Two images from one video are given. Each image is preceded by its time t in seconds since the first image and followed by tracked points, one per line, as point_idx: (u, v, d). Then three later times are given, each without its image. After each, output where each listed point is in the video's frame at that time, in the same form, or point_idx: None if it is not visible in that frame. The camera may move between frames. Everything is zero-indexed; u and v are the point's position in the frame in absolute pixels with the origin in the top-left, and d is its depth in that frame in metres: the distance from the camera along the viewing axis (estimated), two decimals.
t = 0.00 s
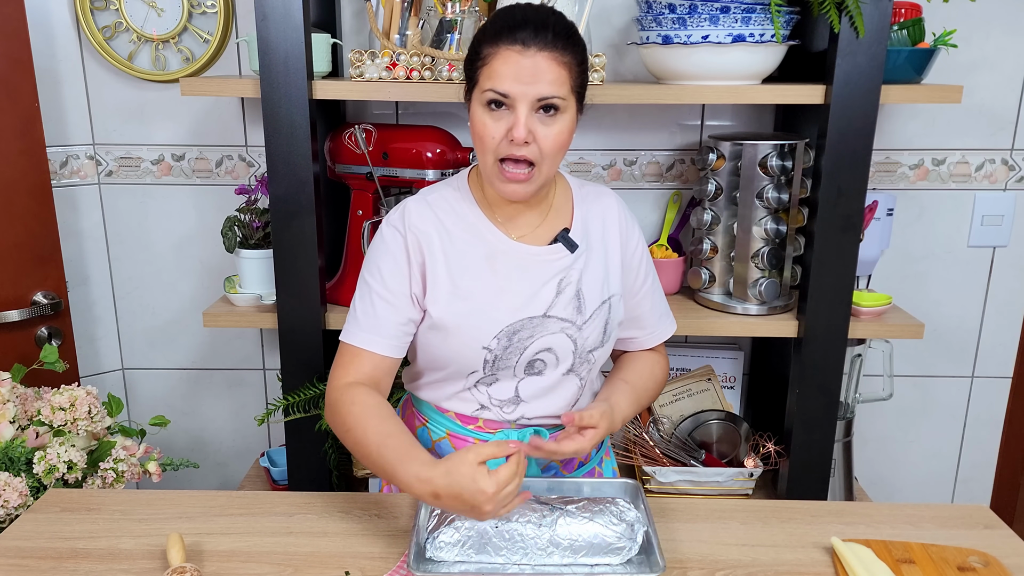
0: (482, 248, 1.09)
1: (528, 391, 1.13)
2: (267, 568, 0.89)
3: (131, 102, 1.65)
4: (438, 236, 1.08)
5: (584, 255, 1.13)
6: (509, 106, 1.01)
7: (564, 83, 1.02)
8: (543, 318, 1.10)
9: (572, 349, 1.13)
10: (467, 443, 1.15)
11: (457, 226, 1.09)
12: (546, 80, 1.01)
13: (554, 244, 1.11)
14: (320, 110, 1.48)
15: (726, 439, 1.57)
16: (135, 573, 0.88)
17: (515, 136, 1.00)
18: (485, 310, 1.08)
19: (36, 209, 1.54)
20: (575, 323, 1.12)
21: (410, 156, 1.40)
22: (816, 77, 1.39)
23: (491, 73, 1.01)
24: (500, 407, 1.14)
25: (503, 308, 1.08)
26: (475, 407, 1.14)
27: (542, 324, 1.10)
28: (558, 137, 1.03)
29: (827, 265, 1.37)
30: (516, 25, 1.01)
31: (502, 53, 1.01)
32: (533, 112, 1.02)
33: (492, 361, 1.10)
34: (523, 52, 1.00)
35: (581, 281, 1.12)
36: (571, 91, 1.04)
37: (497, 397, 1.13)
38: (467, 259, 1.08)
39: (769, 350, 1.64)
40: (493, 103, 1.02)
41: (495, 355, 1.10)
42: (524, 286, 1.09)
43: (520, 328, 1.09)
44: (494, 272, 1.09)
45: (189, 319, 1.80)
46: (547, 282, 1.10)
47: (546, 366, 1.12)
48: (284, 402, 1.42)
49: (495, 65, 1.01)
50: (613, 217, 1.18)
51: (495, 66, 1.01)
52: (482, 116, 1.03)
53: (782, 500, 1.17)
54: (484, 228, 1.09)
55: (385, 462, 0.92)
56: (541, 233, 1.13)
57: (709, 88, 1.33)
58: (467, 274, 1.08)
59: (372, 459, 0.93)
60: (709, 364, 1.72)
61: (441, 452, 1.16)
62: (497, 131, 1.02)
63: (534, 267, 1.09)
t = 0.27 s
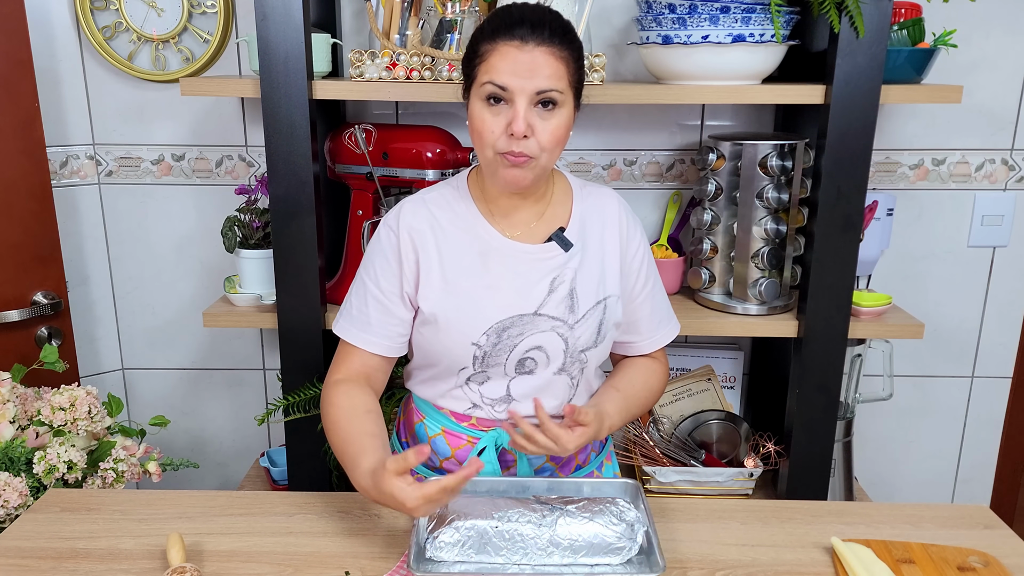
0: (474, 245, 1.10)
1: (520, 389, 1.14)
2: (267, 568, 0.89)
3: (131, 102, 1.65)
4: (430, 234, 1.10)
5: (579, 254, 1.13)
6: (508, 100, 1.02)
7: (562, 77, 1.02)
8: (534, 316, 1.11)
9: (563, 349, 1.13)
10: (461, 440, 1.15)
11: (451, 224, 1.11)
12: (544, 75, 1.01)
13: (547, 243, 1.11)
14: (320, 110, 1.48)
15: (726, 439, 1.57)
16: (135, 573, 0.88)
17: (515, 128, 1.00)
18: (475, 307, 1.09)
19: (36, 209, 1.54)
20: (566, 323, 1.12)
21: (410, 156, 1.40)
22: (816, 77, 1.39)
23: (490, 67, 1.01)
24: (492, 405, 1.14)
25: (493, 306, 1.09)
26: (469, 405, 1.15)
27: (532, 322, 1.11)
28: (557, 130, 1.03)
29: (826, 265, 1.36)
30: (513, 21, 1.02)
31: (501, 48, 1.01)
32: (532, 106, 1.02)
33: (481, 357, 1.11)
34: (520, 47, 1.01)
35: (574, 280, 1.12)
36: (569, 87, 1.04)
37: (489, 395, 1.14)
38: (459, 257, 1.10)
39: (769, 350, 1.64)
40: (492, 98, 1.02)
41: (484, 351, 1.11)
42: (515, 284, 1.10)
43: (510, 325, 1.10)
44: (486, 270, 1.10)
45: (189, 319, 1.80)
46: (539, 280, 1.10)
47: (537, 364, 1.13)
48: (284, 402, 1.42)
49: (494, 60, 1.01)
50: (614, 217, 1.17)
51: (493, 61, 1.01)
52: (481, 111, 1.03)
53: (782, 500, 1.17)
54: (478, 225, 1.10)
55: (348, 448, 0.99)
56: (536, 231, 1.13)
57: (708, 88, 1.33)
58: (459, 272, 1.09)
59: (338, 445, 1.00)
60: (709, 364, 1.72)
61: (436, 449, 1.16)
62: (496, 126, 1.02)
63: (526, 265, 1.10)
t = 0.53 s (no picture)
0: (470, 241, 1.11)
1: (518, 387, 1.13)
2: (267, 568, 0.89)
3: (131, 102, 1.65)
4: (427, 230, 1.12)
5: (576, 250, 1.13)
6: (512, 88, 1.03)
7: (561, 66, 1.04)
8: (530, 311, 1.11)
9: (560, 344, 1.12)
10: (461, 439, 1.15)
11: (448, 220, 1.12)
12: (546, 62, 1.03)
13: (544, 239, 1.11)
14: (320, 110, 1.48)
15: (726, 439, 1.57)
16: (135, 573, 0.88)
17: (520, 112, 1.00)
18: (471, 302, 1.10)
19: (36, 209, 1.54)
20: (563, 318, 1.12)
21: (410, 156, 1.40)
22: (816, 77, 1.39)
23: (492, 56, 1.03)
24: (491, 404, 1.14)
25: (490, 300, 1.10)
26: (467, 403, 1.15)
27: (529, 318, 1.11)
28: (560, 116, 1.04)
29: (827, 264, 1.36)
30: (512, 12, 1.04)
31: (501, 38, 1.03)
32: (534, 93, 1.03)
33: (478, 352, 1.11)
34: (521, 36, 1.03)
35: (571, 276, 1.12)
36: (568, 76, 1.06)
37: (487, 393, 1.14)
38: (455, 253, 1.11)
39: (769, 349, 1.64)
40: (495, 86, 1.03)
41: (480, 347, 1.11)
42: (511, 279, 1.10)
43: (507, 320, 1.10)
44: (482, 265, 1.10)
45: (189, 319, 1.80)
46: (535, 275, 1.11)
47: (534, 361, 1.12)
48: (284, 402, 1.42)
49: (496, 49, 1.03)
50: (612, 213, 1.16)
51: (495, 50, 1.03)
52: (484, 100, 1.03)
53: (782, 500, 1.17)
54: (474, 221, 1.12)
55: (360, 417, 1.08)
56: (534, 228, 1.14)
57: (708, 88, 1.33)
58: (455, 267, 1.10)
59: (351, 417, 1.09)
60: (709, 364, 1.72)
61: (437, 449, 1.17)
62: (501, 112, 1.02)
63: (522, 261, 1.10)
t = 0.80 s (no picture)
0: (472, 240, 1.11)
1: (520, 386, 1.14)
2: (267, 568, 0.89)
3: (131, 102, 1.65)
4: (429, 229, 1.12)
5: (577, 250, 1.13)
6: (501, 89, 1.03)
7: (551, 64, 1.04)
8: (532, 310, 1.11)
9: (561, 344, 1.13)
10: (462, 435, 1.16)
11: (450, 220, 1.12)
12: (534, 62, 1.02)
13: (545, 239, 1.12)
14: (320, 110, 1.48)
15: (726, 439, 1.57)
16: (135, 573, 0.88)
17: (508, 113, 1.01)
18: (472, 301, 1.10)
19: (36, 209, 1.54)
20: (564, 318, 1.12)
21: (409, 156, 1.40)
22: (816, 77, 1.39)
23: (481, 59, 1.03)
24: (493, 403, 1.15)
25: (491, 300, 1.10)
26: (469, 401, 1.15)
27: (530, 317, 1.11)
28: (552, 115, 1.04)
29: (827, 264, 1.36)
30: (500, 13, 1.04)
31: (490, 39, 1.03)
32: (524, 93, 1.03)
33: (479, 351, 1.11)
34: (509, 37, 1.03)
35: (573, 276, 1.12)
36: (559, 73, 1.05)
37: (489, 392, 1.14)
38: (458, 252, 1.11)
39: (769, 350, 1.64)
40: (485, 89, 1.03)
41: (482, 345, 1.11)
42: (512, 278, 1.11)
43: (508, 319, 1.10)
44: (484, 265, 1.11)
45: (189, 319, 1.80)
46: (536, 275, 1.11)
47: (536, 360, 1.13)
48: (284, 402, 1.42)
49: (484, 51, 1.03)
50: (613, 213, 1.16)
51: (484, 52, 1.03)
52: (475, 103, 1.04)
53: (782, 500, 1.17)
54: (477, 221, 1.12)
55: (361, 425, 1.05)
56: (535, 227, 1.14)
57: (709, 88, 1.33)
58: (457, 266, 1.11)
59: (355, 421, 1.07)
60: (709, 364, 1.72)
61: (438, 445, 1.17)
62: (490, 114, 1.03)
63: (524, 260, 1.11)
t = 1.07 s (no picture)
0: (481, 238, 1.11)
1: (528, 383, 1.14)
2: (267, 568, 0.89)
3: (131, 102, 1.65)
4: (437, 227, 1.12)
5: (586, 248, 1.13)
6: (502, 90, 1.03)
7: (551, 62, 1.03)
8: (541, 308, 1.11)
9: (570, 341, 1.12)
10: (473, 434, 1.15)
11: (459, 218, 1.12)
12: (533, 61, 1.02)
13: (554, 237, 1.11)
14: (320, 110, 1.48)
15: (726, 439, 1.57)
16: (135, 573, 0.88)
17: (509, 114, 1.01)
18: (481, 299, 1.10)
19: (36, 209, 1.54)
20: (573, 315, 1.11)
21: (409, 156, 1.40)
22: (816, 77, 1.39)
23: (481, 62, 1.03)
24: (502, 400, 1.15)
25: (500, 297, 1.10)
26: (478, 398, 1.15)
27: (539, 314, 1.11)
28: (554, 113, 1.03)
29: (826, 265, 1.36)
30: (498, 13, 1.04)
31: (489, 41, 1.03)
32: (524, 94, 1.03)
33: (488, 348, 1.11)
34: (507, 38, 1.03)
35: (582, 274, 1.12)
36: (560, 71, 1.05)
37: (498, 389, 1.14)
38: (467, 250, 1.11)
39: (769, 350, 1.64)
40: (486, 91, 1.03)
41: (492, 343, 1.11)
42: (521, 276, 1.10)
43: (517, 316, 1.10)
44: (492, 262, 1.10)
45: (189, 319, 1.80)
46: (545, 273, 1.11)
47: (544, 358, 1.12)
48: (284, 402, 1.42)
49: (484, 54, 1.03)
50: (622, 212, 1.16)
51: (483, 55, 1.03)
52: (477, 105, 1.04)
53: (782, 500, 1.17)
54: (486, 218, 1.12)
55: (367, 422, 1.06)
56: (543, 225, 1.13)
57: (709, 88, 1.33)
58: (466, 264, 1.11)
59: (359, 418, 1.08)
60: (708, 364, 1.72)
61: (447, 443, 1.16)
62: (492, 116, 1.03)
63: (533, 258, 1.10)
